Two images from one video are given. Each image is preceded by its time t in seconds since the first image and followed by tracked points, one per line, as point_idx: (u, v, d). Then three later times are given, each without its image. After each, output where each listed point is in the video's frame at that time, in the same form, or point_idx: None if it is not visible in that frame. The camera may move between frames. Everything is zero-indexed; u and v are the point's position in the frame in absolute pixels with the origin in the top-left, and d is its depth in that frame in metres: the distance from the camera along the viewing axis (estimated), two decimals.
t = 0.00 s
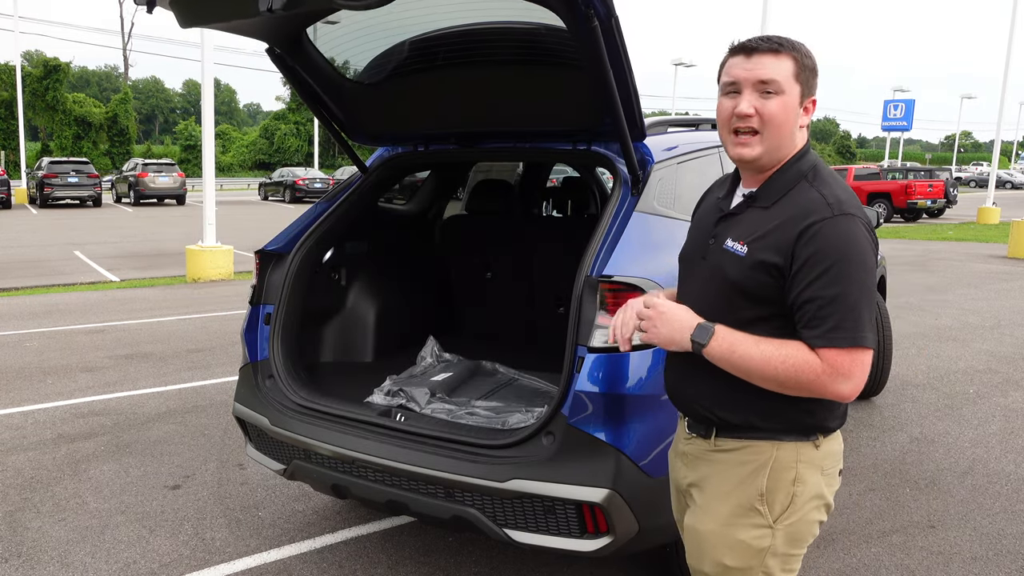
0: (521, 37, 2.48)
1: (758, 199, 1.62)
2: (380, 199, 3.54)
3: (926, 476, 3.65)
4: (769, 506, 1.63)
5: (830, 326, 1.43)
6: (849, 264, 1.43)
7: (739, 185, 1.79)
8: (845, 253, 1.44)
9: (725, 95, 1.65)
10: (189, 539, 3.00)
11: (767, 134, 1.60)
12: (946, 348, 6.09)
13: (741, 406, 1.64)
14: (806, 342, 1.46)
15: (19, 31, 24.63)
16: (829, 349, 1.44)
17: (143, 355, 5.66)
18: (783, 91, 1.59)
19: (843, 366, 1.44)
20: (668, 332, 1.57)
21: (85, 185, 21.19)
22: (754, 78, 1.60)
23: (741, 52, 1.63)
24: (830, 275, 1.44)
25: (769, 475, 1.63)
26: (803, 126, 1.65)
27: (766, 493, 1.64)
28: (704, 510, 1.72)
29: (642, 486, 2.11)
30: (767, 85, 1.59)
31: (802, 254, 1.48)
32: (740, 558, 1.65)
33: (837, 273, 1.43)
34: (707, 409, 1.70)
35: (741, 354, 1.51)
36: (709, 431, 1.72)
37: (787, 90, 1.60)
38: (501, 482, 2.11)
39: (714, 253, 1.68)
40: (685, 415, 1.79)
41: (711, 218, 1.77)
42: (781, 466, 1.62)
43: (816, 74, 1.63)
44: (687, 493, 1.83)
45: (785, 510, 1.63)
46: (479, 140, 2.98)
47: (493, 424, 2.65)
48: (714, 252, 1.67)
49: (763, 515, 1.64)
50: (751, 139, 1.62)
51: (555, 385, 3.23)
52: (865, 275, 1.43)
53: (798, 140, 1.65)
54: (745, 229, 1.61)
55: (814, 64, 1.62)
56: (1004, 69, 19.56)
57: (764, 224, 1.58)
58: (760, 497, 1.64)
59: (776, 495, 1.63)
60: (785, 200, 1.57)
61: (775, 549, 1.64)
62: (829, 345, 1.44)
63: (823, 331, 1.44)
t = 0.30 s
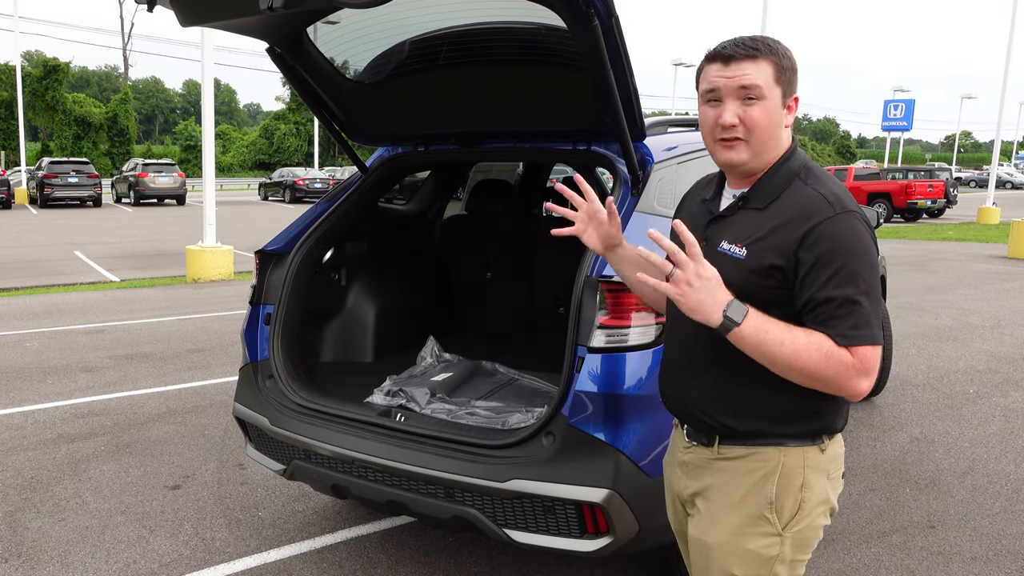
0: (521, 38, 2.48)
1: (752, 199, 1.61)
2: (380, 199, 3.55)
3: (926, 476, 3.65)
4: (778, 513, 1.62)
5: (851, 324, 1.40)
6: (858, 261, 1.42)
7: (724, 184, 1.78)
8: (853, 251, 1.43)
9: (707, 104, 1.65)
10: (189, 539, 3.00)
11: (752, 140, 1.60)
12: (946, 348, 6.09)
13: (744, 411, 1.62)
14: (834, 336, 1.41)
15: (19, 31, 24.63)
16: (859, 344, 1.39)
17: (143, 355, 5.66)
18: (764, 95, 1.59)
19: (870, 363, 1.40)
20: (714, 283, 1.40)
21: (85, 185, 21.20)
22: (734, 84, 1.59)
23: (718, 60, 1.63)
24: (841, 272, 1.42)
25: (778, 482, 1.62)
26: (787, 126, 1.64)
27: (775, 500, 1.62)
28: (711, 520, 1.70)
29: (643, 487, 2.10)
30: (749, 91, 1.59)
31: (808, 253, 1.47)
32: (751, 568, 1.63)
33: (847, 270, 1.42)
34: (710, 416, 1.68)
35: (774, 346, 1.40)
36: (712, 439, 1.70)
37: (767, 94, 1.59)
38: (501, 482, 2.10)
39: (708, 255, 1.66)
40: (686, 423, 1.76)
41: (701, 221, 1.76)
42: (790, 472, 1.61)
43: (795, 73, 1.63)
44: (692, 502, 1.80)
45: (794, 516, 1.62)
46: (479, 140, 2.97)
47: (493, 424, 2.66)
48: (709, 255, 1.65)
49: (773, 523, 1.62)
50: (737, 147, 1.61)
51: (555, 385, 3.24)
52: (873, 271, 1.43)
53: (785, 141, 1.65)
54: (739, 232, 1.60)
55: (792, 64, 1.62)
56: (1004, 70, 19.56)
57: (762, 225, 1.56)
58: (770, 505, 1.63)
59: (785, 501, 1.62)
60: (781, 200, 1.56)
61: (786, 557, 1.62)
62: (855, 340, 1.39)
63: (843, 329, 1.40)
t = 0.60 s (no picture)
0: (521, 37, 2.48)
1: (750, 200, 1.61)
2: (380, 199, 3.55)
3: (926, 476, 3.65)
4: (765, 519, 1.62)
5: (845, 334, 1.40)
6: (856, 268, 1.42)
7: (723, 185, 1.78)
8: (852, 258, 1.43)
9: (698, 106, 1.65)
10: (189, 539, 3.00)
11: (740, 142, 1.60)
12: (946, 348, 6.09)
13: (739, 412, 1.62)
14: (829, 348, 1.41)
15: (19, 32, 24.61)
16: (854, 356, 1.40)
17: (143, 355, 5.66)
18: (750, 96, 1.57)
19: (865, 374, 1.42)
20: (697, 308, 1.36)
21: (85, 185, 21.19)
22: (720, 87, 1.59)
23: (706, 62, 1.63)
24: (839, 280, 1.42)
25: (764, 487, 1.62)
26: (781, 124, 1.61)
27: (762, 505, 1.62)
28: (699, 525, 1.70)
29: (643, 487, 2.10)
30: (732, 90, 1.57)
31: (806, 258, 1.47)
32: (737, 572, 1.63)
33: (845, 277, 1.42)
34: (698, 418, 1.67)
35: (768, 357, 1.41)
36: (699, 443, 1.70)
37: (755, 94, 1.57)
38: (501, 482, 2.10)
39: (705, 254, 1.66)
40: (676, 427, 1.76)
41: (699, 220, 1.76)
42: (777, 477, 1.61)
43: (789, 71, 1.59)
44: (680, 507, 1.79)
45: (781, 522, 1.62)
46: (479, 140, 2.97)
47: (493, 424, 2.66)
48: (706, 254, 1.65)
49: (760, 529, 1.62)
50: (726, 150, 1.62)
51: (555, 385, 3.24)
52: (872, 278, 1.43)
53: (778, 141, 1.62)
54: (736, 232, 1.60)
55: (785, 61, 1.59)
56: (1004, 70, 19.56)
57: (760, 227, 1.56)
58: (756, 510, 1.63)
59: (772, 507, 1.62)
60: (780, 202, 1.56)
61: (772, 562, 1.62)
62: (849, 351, 1.40)
63: (839, 339, 1.41)
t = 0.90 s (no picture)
0: (521, 37, 2.48)
1: (738, 203, 1.55)
2: (380, 199, 3.55)
3: (926, 476, 3.65)
4: (756, 525, 1.58)
5: (813, 346, 1.35)
6: (831, 279, 1.35)
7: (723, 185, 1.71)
8: (827, 268, 1.36)
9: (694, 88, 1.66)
10: (189, 539, 3.00)
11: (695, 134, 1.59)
12: (945, 348, 6.09)
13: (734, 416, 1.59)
14: (794, 362, 1.38)
15: (19, 32, 24.60)
16: (818, 372, 1.36)
17: (143, 355, 5.66)
18: (701, 92, 1.53)
19: (831, 390, 1.37)
20: (659, 319, 1.44)
21: (85, 185, 21.19)
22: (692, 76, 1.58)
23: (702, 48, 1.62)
24: (810, 290, 1.36)
25: (754, 493, 1.58)
26: (738, 130, 1.51)
27: (752, 511, 1.59)
28: (689, 529, 1.67)
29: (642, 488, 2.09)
30: (692, 86, 1.57)
31: (781, 266, 1.41)
32: None
33: (818, 288, 1.35)
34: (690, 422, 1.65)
35: (727, 367, 1.41)
36: (692, 446, 1.67)
37: (708, 91, 1.52)
38: (501, 482, 2.10)
39: (692, 256, 1.60)
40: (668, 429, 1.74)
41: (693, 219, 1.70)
42: (767, 483, 1.57)
43: (755, 70, 1.46)
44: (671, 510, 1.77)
45: (773, 529, 1.58)
46: (479, 140, 2.97)
47: (493, 424, 2.65)
48: (692, 257, 1.60)
49: (751, 534, 1.59)
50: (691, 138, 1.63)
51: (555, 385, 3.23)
52: (848, 290, 1.36)
53: (738, 143, 1.53)
54: (720, 236, 1.54)
55: (750, 64, 1.47)
56: (1004, 70, 19.56)
57: (743, 231, 1.49)
58: (747, 516, 1.59)
59: (763, 512, 1.58)
60: (766, 206, 1.49)
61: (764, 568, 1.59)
62: (814, 366, 1.36)
63: (806, 352, 1.36)
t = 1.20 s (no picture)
0: (522, 37, 2.48)
1: (721, 207, 1.48)
2: (380, 199, 3.55)
3: (926, 476, 3.65)
4: (740, 526, 1.52)
5: (775, 364, 1.31)
6: (795, 297, 1.30)
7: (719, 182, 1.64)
8: (794, 285, 1.30)
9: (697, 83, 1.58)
10: (189, 539, 3.00)
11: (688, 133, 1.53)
12: (945, 348, 6.09)
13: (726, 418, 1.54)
14: (755, 378, 1.35)
15: (19, 31, 24.58)
16: (777, 389, 1.32)
17: (143, 355, 5.66)
18: (694, 91, 1.46)
19: (791, 407, 1.33)
20: (636, 327, 1.46)
21: (85, 185, 21.19)
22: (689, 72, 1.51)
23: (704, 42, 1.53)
24: (773, 307, 1.31)
25: (738, 494, 1.53)
26: (727, 134, 1.44)
27: (736, 512, 1.53)
28: (671, 529, 1.61)
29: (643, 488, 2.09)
30: (687, 84, 1.50)
31: (748, 279, 1.36)
32: None
33: (782, 305, 1.30)
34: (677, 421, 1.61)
35: (692, 380, 1.41)
36: (681, 443, 1.61)
37: (699, 92, 1.45)
38: (501, 482, 2.10)
39: (677, 258, 1.55)
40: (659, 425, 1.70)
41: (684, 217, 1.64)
42: (751, 483, 1.52)
43: (745, 75, 1.38)
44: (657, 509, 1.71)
45: (757, 531, 1.52)
46: (479, 139, 2.97)
47: (493, 424, 2.65)
48: (677, 258, 1.55)
49: (734, 535, 1.53)
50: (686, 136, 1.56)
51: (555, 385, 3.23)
52: (814, 309, 1.30)
53: (728, 147, 1.46)
54: (700, 240, 1.49)
55: (742, 67, 1.38)
56: (1004, 70, 19.56)
57: (721, 238, 1.44)
58: (730, 515, 1.53)
59: (747, 513, 1.52)
60: (745, 213, 1.42)
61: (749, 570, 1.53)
62: (773, 384, 1.32)
63: (766, 369, 1.32)
